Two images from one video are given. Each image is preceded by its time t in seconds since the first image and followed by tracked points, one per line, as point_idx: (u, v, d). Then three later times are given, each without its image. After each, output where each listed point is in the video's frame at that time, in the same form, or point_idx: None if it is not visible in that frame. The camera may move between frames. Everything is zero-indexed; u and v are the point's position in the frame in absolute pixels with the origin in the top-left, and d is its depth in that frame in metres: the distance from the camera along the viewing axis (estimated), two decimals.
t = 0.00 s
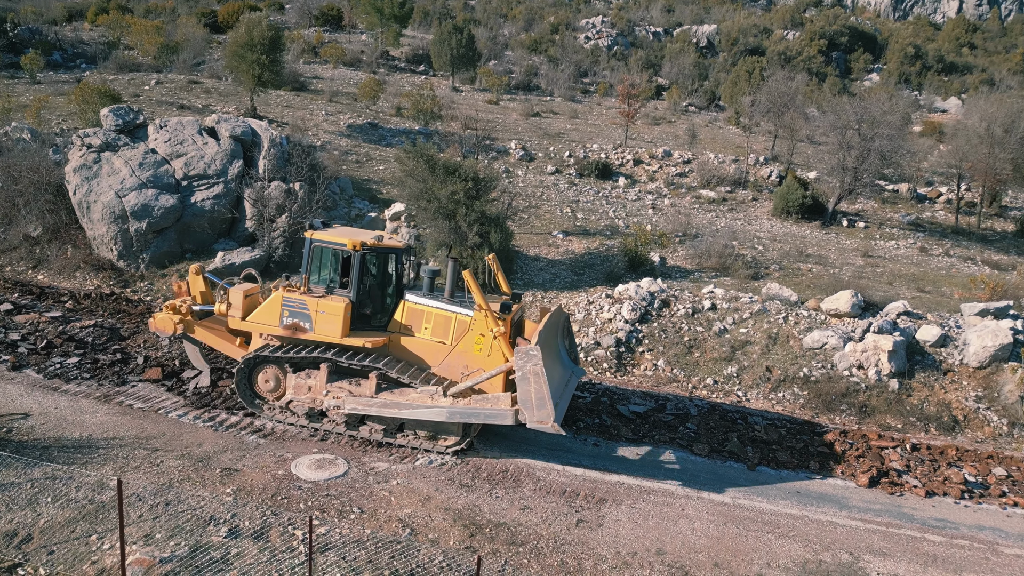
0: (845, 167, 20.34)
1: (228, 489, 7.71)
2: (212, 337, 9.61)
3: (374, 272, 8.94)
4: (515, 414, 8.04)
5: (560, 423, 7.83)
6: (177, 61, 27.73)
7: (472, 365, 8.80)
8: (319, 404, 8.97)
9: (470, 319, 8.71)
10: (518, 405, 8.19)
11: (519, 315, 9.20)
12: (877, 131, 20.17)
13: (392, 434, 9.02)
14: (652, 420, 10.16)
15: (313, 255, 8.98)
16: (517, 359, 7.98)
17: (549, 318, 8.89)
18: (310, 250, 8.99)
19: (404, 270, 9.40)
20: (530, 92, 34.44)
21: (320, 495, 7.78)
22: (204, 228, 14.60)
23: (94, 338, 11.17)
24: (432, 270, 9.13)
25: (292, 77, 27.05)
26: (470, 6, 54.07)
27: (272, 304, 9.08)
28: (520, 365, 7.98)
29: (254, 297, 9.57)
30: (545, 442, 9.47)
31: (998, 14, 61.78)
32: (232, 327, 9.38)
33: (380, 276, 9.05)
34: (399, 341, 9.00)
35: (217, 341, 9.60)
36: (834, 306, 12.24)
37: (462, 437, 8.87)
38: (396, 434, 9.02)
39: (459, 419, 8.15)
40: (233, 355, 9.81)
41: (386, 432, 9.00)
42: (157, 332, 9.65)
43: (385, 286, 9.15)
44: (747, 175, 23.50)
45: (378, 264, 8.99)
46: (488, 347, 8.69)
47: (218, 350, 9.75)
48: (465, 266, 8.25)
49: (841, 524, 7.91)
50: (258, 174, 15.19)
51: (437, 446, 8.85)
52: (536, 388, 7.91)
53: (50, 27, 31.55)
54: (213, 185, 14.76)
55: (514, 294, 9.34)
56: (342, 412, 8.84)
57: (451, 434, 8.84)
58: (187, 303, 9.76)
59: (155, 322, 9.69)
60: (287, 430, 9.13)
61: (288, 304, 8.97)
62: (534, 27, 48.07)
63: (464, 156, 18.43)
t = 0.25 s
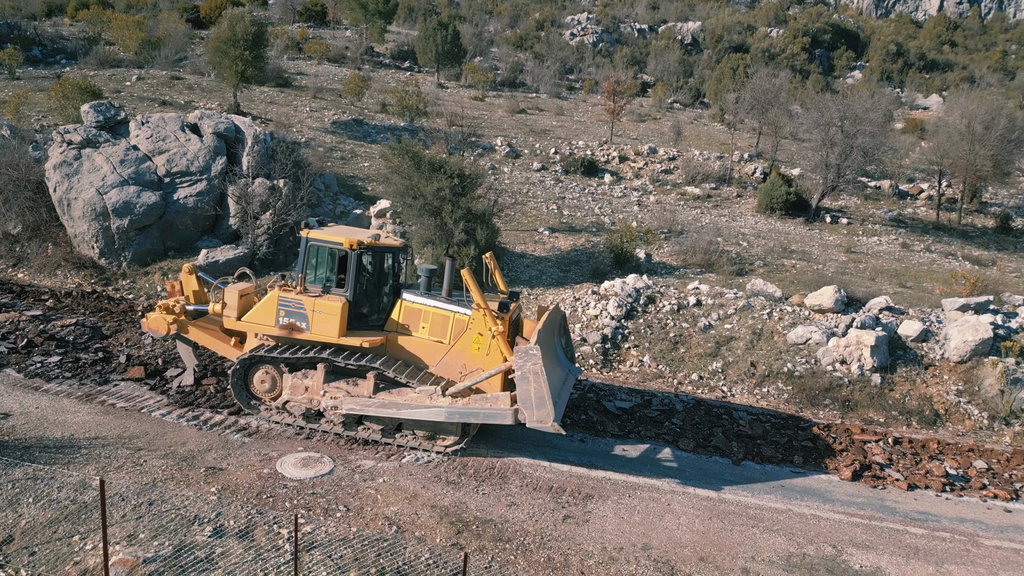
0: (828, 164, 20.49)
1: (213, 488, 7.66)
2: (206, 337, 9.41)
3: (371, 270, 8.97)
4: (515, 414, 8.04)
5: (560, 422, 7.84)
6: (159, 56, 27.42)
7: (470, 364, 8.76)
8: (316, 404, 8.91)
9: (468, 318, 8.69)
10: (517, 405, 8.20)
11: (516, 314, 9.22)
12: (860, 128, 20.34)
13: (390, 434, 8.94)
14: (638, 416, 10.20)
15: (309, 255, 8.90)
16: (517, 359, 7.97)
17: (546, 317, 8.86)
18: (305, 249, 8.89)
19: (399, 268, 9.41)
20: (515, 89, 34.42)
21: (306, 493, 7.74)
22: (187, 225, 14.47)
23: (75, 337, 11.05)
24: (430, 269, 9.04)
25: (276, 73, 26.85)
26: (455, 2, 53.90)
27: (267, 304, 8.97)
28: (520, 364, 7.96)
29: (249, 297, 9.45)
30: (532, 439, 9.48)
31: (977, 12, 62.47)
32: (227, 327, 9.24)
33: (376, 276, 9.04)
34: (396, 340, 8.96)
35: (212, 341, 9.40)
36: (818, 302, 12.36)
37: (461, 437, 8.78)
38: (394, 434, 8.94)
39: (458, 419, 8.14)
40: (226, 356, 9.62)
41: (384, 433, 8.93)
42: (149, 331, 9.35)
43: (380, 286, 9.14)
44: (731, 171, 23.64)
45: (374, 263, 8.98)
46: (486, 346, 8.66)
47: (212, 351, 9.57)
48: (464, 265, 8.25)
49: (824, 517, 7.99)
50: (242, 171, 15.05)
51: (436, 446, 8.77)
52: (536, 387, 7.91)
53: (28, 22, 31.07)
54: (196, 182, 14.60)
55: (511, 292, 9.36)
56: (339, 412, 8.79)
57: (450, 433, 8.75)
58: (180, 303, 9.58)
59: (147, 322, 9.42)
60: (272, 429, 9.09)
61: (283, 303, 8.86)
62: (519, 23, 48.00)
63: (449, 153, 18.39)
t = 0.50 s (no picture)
0: (809, 161, 20.67)
1: (195, 487, 7.60)
2: (200, 337, 9.34)
3: (367, 269, 8.84)
4: (514, 413, 8.07)
5: (559, 420, 7.84)
6: (138, 51, 27.09)
7: (468, 363, 8.73)
8: (313, 405, 8.82)
9: (466, 317, 8.63)
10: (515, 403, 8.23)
11: (514, 313, 9.18)
12: (840, 125, 20.56)
13: (387, 434, 8.91)
14: (622, 411, 10.25)
15: (304, 253, 8.80)
16: (517, 358, 7.95)
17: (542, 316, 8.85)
18: (300, 248, 8.79)
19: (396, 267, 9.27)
20: (499, 85, 34.41)
21: (289, 491, 7.70)
22: (168, 222, 14.33)
23: (54, 335, 10.91)
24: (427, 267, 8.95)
25: (257, 69, 26.64)
26: None
27: (262, 304, 8.85)
28: (520, 363, 7.95)
29: (243, 297, 9.36)
30: (517, 435, 9.49)
31: (955, 10, 63.32)
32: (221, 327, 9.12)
33: (373, 274, 8.92)
34: (393, 339, 8.91)
35: (205, 341, 9.34)
36: (799, 297, 12.45)
37: (459, 436, 8.75)
38: (391, 434, 8.90)
39: (457, 418, 8.17)
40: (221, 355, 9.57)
41: (381, 432, 8.89)
42: (143, 332, 9.36)
43: (378, 284, 9.03)
44: (714, 168, 23.81)
45: (370, 262, 8.86)
46: (484, 345, 8.62)
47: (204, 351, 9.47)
48: (462, 264, 8.16)
49: (805, 510, 8.07)
50: (223, 167, 14.92)
51: (434, 444, 8.76)
52: (535, 386, 7.91)
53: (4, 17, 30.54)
54: (177, 179, 14.48)
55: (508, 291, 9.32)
56: (337, 412, 8.73)
57: (448, 433, 8.72)
58: (172, 303, 9.40)
59: (140, 322, 9.40)
60: (255, 427, 9.05)
61: (279, 303, 8.76)
62: (503, 19, 47.91)
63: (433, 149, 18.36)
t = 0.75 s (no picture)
0: (794, 158, 20.83)
1: (179, 486, 7.55)
2: (194, 339, 9.27)
3: (364, 268, 8.81)
4: (516, 411, 8.05)
5: (561, 418, 7.83)
6: (120, 48, 26.80)
7: (468, 362, 8.74)
8: (311, 405, 8.81)
9: (464, 316, 8.64)
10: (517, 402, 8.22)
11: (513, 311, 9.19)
12: (824, 122, 20.72)
13: (388, 433, 8.89)
14: (609, 408, 10.29)
15: (301, 253, 8.80)
16: (517, 356, 7.96)
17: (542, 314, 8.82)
18: (297, 248, 8.80)
19: (393, 266, 9.26)
20: (485, 82, 34.39)
21: (275, 490, 7.67)
22: (151, 220, 14.22)
23: (35, 335, 10.79)
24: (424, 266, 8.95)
25: (241, 65, 26.45)
26: None
27: (259, 305, 8.87)
28: (520, 361, 7.95)
29: (239, 298, 9.33)
30: (504, 432, 9.51)
31: (937, 8, 63.93)
32: (218, 328, 9.12)
33: (370, 274, 8.91)
34: (392, 339, 8.91)
35: (200, 343, 9.26)
36: (784, 294, 12.54)
37: (459, 435, 8.75)
38: (392, 433, 8.88)
39: (458, 418, 8.15)
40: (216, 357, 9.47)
41: (382, 432, 8.87)
42: (135, 335, 9.26)
43: (375, 284, 9.02)
44: (699, 165, 23.93)
45: (367, 262, 8.85)
46: (483, 344, 8.62)
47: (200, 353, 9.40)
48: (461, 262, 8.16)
49: (790, 504, 8.14)
50: (207, 164, 14.85)
51: (431, 443, 8.74)
52: (536, 384, 7.90)
53: None
54: (160, 176, 14.39)
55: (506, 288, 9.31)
56: (336, 413, 8.71)
57: (448, 432, 8.70)
58: (166, 305, 9.45)
59: (132, 326, 9.32)
60: (240, 426, 9.01)
61: (276, 304, 8.77)
62: (489, 16, 47.86)
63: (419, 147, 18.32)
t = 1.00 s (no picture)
0: (776, 155, 21.01)
1: (160, 486, 7.48)
2: (187, 343, 9.19)
3: (363, 268, 8.83)
4: (524, 408, 8.02)
5: (568, 414, 7.92)
6: (98, 44, 26.45)
7: (469, 360, 8.85)
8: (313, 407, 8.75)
9: (466, 314, 8.73)
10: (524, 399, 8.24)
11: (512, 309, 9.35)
12: (805, 120, 20.90)
13: (391, 434, 8.87)
14: (593, 404, 10.33)
15: (299, 254, 8.73)
16: (524, 353, 8.03)
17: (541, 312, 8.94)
18: (294, 248, 8.71)
19: (390, 266, 9.28)
20: (469, 79, 34.33)
21: (259, 489, 7.62)
22: (131, 218, 14.06)
23: (12, 334, 10.64)
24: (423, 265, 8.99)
25: (222, 61, 26.21)
26: None
27: (257, 307, 8.73)
28: (527, 358, 8.03)
29: (236, 301, 9.19)
30: (489, 429, 9.52)
31: (916, 6, 64.65)
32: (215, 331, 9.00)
33: (369, 274, 8.93)
34: (393, 338, 8.91)
35: (193, 347, 9.20)
36: (766, 290, 12.65)
37: (463, 434, 8.76)
38: (395, 433, 8.86)
39: (465, 416, 8.10)
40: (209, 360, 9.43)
41: (385, 433, 8.85)
42: (126, 339, 9.05)
43: (374, 283, 9.03)
44: (683, 162, 24.04)
45: (366, 262, 8.88)
46: (484, 341, 8.77)
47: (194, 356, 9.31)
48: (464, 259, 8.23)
49: (772, 498, 8.22)
50: (187, 161, 14.75)
51: (428, 444, 8.73)
52: (543, 379, 8.00)
53: None
54: (140, 173, 14.26)
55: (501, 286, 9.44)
56: (339, 415, 8.65)
57: (453, 430, 8.72)
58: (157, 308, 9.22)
59: (122, 329, 9.08)
60: (223, 425, 8.94)
61: (275, 305, 8.66)
62: (473, 12, 47.74)
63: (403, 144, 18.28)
